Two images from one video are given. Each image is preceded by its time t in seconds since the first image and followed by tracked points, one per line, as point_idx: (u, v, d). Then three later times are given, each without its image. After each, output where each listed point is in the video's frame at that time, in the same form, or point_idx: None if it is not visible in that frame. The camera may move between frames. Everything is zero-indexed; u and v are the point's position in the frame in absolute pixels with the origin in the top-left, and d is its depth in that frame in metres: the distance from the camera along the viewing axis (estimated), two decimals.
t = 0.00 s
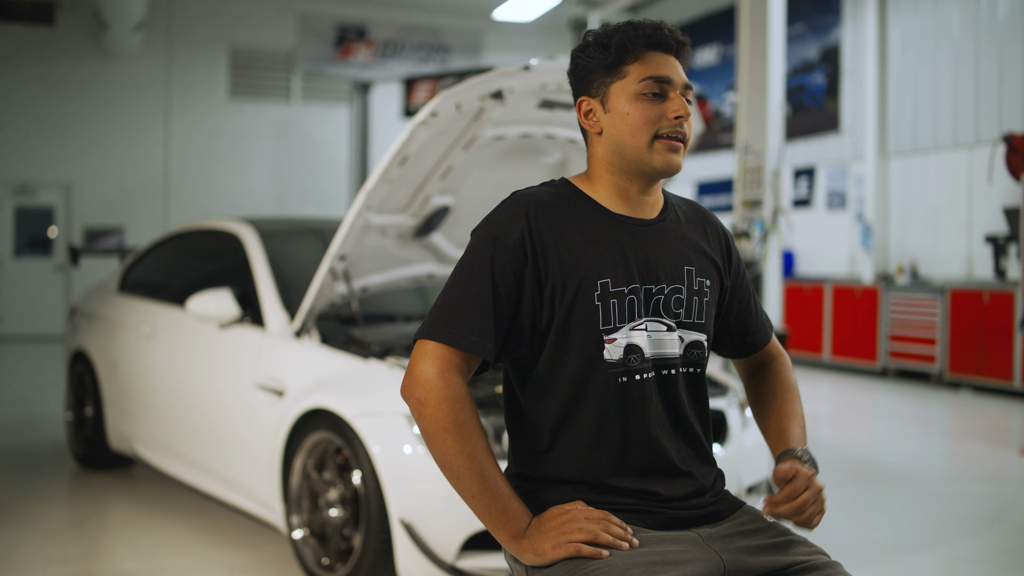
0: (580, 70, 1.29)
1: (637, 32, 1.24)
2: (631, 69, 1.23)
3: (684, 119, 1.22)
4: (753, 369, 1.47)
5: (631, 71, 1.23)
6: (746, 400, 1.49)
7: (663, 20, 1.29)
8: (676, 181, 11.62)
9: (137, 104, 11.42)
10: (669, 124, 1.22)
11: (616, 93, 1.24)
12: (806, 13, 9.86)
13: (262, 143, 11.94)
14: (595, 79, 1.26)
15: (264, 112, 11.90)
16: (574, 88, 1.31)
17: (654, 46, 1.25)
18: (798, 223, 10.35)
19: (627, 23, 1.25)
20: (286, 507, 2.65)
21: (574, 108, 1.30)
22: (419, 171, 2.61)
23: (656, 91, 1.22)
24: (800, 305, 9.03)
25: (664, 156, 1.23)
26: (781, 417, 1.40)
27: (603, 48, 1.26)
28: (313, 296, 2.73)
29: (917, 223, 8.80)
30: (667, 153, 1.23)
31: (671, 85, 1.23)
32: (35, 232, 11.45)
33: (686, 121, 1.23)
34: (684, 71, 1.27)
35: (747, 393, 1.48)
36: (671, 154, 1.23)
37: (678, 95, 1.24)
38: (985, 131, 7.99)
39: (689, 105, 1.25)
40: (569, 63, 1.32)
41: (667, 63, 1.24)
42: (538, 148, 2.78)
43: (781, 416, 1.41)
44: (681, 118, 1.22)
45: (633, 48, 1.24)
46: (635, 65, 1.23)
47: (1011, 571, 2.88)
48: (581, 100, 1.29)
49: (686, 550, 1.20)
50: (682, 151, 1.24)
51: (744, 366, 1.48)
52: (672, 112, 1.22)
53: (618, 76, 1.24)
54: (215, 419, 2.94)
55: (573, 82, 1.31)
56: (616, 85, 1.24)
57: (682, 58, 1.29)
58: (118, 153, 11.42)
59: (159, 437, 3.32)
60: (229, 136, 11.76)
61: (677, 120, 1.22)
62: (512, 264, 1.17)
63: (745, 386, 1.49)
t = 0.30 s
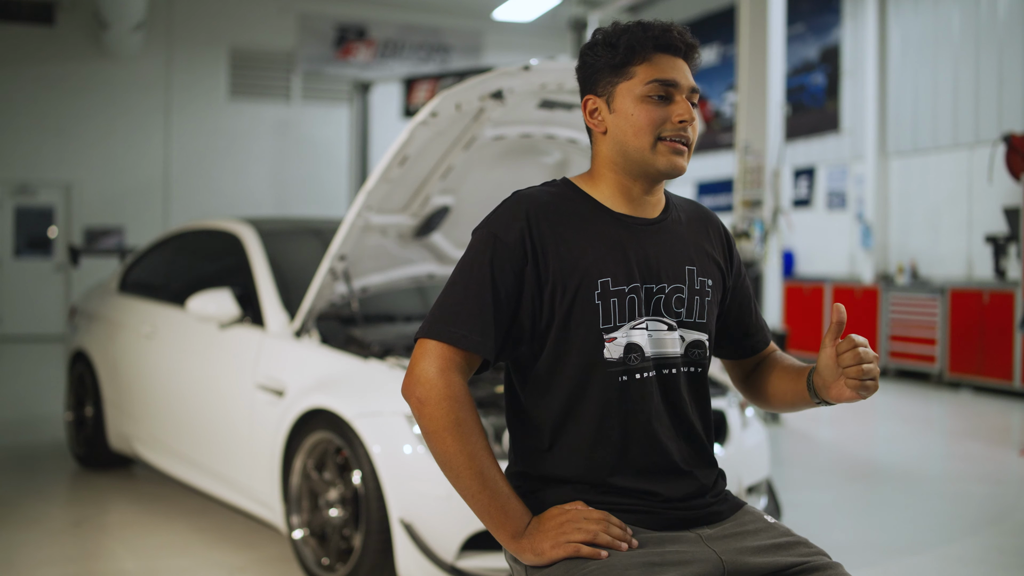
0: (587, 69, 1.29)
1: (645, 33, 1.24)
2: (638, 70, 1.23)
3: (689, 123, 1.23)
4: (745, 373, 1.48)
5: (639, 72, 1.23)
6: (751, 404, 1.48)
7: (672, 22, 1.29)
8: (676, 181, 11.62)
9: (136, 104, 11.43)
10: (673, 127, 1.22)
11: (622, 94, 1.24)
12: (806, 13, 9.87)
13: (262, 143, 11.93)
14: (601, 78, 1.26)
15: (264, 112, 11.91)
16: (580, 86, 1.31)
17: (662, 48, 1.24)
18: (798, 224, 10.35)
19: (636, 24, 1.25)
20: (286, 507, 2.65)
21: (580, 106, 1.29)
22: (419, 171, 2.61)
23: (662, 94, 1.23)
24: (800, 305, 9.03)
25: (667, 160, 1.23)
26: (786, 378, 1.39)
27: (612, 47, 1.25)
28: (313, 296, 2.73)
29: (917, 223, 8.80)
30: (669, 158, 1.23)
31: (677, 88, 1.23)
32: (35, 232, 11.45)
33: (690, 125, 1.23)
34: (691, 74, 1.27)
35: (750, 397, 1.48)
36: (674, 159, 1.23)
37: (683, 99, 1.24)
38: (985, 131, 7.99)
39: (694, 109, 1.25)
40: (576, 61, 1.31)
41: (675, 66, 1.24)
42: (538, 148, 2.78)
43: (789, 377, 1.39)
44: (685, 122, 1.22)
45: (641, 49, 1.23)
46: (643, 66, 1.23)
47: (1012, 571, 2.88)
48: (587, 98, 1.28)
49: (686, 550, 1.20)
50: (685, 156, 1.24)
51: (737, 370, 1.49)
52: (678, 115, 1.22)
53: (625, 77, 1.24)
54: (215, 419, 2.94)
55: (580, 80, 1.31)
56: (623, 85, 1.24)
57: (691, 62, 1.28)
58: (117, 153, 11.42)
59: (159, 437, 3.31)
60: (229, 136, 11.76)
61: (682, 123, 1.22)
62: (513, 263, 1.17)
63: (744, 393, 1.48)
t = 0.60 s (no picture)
0: (586, 66, 1.29)
1: (643, 30, 1.24)
2: (634, 66, 1.23)
3: (683, 118, 1.22)
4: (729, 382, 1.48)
5: (634, 67, 1.23)
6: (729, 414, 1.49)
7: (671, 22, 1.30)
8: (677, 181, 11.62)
9: (136, 104, 11.43)
10: (666, 121, 1.22)
11: (617, 89, 1.24)
12: (806, 13, 9.87)
13: (262, 143, 11.93)
14: (599, 74, 1.26)
15: (264, 112, 11.91)
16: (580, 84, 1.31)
17: (659, 45, 1.25)
18: (798, 223, 10.35)
19: (634, 22, 1.25)
20: (286, 507, 2.65)
21: (578, 103, 1.30)
22: (419, 171, 2.61)
23: (658, 89, 1.23)
24: (800, 305, 9.04)
25: (660, 154, 1.23)
26: (778, 409, 1.39)
27: (609, 44, 1.26)
28: (313, 296, 2.73)
29: (917, 223, 8.80)
30: (663, 151, 1.23)
31: (673, 84, 1.23)
32: (35, 232, 11.46)
33: (684, 120, 1.23)
34: (690, 73, 1.28)
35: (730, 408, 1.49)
36: (668, 152, 1.23)
37: (679, 95, 1.24)
38: (985, 131, 7.99)
39: (690, 106, 1.25)
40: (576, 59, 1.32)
41: (671, 62, 1.24)
42: (538, 148, 2.78)
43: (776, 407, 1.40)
44: (679, 117, 1.22)
45: (637, 45, 1.24)
46: (638, 61, 1.23)
47: (1012, 571, 2.88)
48: (585, 95, 1.29)
49: (686, 549, 1.20)
50: (679, 150, 1.24)
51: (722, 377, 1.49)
52: (671, 110, 1.22)
53: (620, 72, 1.24)
54: (215, 419, 2.94)
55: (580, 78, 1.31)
56: (619, 80, 1.24)
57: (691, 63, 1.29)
58: (117, 153, 11.43)
59: (159, 437, 3.32)
60: (229, 136, 11.76)
61: (676, 118, 1.22)
62: (511, 264, 1.17)
63: (724, 402, 1.49)
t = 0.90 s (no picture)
0: (597, 64, 1.29)
1: (659, 32, 1.25)
2: (649, 65, 1.23)
3: (697, 120, 1.23)
4: (719, 392, 1.48)
5: (649, 67, 1.23)
6: (719, 426, 1.49)
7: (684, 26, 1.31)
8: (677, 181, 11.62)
9: (136, 104, 11.43)
10: (681, 122, 1.22)
11: (631, 88, 1.24)
12: (806, 13, 9.87)
13: (262, 143, 11.93)
14: (611, 73, 1.26)
15: (264, 112, 11.90)
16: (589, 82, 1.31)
17: (673, 47, 1.25)
18: (798, 223, 10.34)
19: (649, 23, 1.25)
20: (286, 507, 2.65)
21: (588, 101, 1.29)
22: (419, 171, 2.61)
23: (672, 90, 1.23)
24: (800, 305, 9.03)
25: (673, 154, 1.23)
26: (769, 426, 1.38)
27: (624, 42, 1.25)
28: (313, 296, 2.73)
29: (917, 223, 8.80)
30: (676, 151, 1.23)
31: (687, 86, 1.24)
32: (35, 232, 11.46)
33: (698, 122, 1.23)
34: (700, 76, 1.28)
35: (720, 419, 1.48)
36: (680, 153, 1.23)
37: (692, 97, 1.24)
38: (985, 131, 7.99)
39: (703, 108, 1.26)
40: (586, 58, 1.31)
41: (685, 65, 1.25)
42: (538, 148, 2.78)
43: (766, 424, 1.39)
44: (693, 118, 1.22)
45: (653, 45, 1.24)
46: (653, 61, 1.23)
47: (1012, 571, 2.88)
48: (595, 93, 1.28)
49: (687, 550, 1.20)
50: (691, 152, 1.24)
51: (714, 385, 1.48)
52: (685, 111, 1.22)
53: (635, 71, 1.24)
54: (215, 419, 2.94)
55: (589, 77, 1.31)
56: (633, 79, 1.24)
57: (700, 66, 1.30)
58: (117, 153, 11.43)
59: (159, 437, 3.32)
60: (229, 136, 11.75)
61: (691, 120, 1.22)
62: (516, 261, 1.17)
63: (715, 411, 1.49)
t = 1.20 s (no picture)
0: (601, 65, 1.29)
1: (664, 33, 1.24)
2: (653, 68, 1.23)
3: (702, 123, 1.23)
4: (723, 400, 1.47)
5: (654, 69, 1.23)
6: (720, 431, 1.49)
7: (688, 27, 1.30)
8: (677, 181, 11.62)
9: (136, 104, 11.43)
10: (686, 125, 1.22)
11: (636, 90, 1.23)
12: (806, 13, 9.87)
13: (262, 143, 11.94)
14: (616, 74, 1.26)
15: (264, 112, 11.90)
16: (593, 83, 1.31)
17: (679, 50, 1.25)
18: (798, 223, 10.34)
19: (655, 24, 1.25)
20: (286, 507, 2.65)
21: (592, 102, 1.29)
22: (419, 171, 2.61)
23: (676, 93, 1.23)
24: (800, 305, 9.04)
25: (678, 156, 1.23)
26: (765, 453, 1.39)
27: (629, 44, 1.25)
28: (313, 296, 2.73)
29: (917, 223, 8.80)
30: (681, 154, 1.23)
31: (691, 89, 1.24)
32: (35, 232, 11.46)
33: (702, 125, 1.24)
34: (704, 78, 1.28)
35: (722, 423, 1.49)
36: (685, 155, 1.24)
37: (696, 99, 1.24)
38: (985, 131, 7.99)
39: (707, 111, 1.26)
40: (590, 59, 1.31)
41: (690, 67, 1.25)
42: (538, 148, 2.78)
43: (761, 451, 1.40)
44: (698, 122, 1.22)
45: (658, 47, 1.24)
46: (658, 63, 1.23)
47: (1011, 571, 2.88)
48: (599, 94, 1.28)
49: (687, 549, 1.20)
50: (695, 155, 1.25)
51: (717, 391, 1.48)
52: (690, 114, 1.23)
53: (639, 73, 1.24)
54: (215, 419, 2.94)
55: (593, 77, 1.31)
56: (637, 81, 1.24)
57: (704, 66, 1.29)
58: (117, 153, 11.43)
59: (159, 437, 3.31)
60: (229, 136, 11.76)
61: (696, 123, 1.22)
62: (518, 262, 1.17)
63: (718, 414, 1.49)
